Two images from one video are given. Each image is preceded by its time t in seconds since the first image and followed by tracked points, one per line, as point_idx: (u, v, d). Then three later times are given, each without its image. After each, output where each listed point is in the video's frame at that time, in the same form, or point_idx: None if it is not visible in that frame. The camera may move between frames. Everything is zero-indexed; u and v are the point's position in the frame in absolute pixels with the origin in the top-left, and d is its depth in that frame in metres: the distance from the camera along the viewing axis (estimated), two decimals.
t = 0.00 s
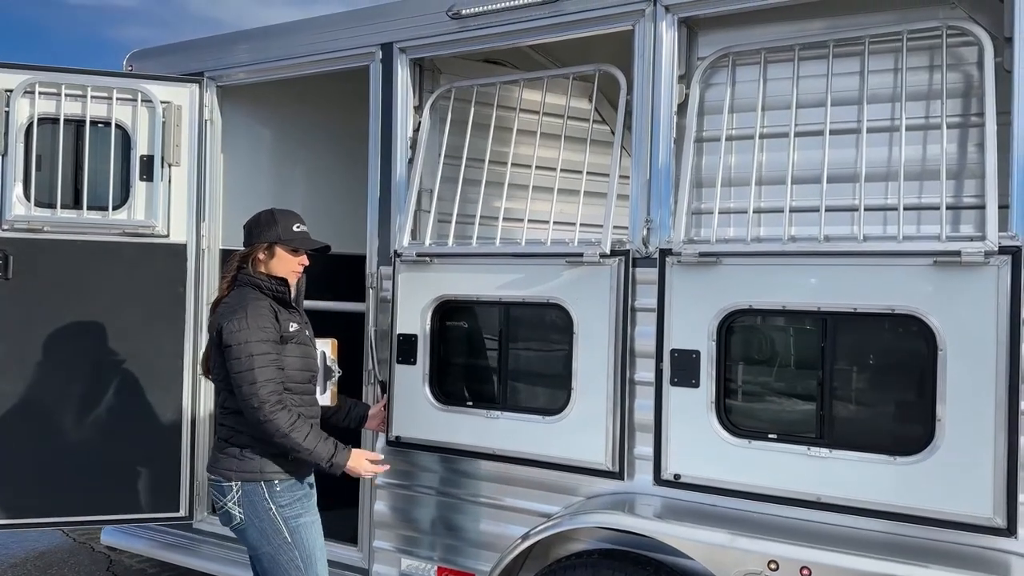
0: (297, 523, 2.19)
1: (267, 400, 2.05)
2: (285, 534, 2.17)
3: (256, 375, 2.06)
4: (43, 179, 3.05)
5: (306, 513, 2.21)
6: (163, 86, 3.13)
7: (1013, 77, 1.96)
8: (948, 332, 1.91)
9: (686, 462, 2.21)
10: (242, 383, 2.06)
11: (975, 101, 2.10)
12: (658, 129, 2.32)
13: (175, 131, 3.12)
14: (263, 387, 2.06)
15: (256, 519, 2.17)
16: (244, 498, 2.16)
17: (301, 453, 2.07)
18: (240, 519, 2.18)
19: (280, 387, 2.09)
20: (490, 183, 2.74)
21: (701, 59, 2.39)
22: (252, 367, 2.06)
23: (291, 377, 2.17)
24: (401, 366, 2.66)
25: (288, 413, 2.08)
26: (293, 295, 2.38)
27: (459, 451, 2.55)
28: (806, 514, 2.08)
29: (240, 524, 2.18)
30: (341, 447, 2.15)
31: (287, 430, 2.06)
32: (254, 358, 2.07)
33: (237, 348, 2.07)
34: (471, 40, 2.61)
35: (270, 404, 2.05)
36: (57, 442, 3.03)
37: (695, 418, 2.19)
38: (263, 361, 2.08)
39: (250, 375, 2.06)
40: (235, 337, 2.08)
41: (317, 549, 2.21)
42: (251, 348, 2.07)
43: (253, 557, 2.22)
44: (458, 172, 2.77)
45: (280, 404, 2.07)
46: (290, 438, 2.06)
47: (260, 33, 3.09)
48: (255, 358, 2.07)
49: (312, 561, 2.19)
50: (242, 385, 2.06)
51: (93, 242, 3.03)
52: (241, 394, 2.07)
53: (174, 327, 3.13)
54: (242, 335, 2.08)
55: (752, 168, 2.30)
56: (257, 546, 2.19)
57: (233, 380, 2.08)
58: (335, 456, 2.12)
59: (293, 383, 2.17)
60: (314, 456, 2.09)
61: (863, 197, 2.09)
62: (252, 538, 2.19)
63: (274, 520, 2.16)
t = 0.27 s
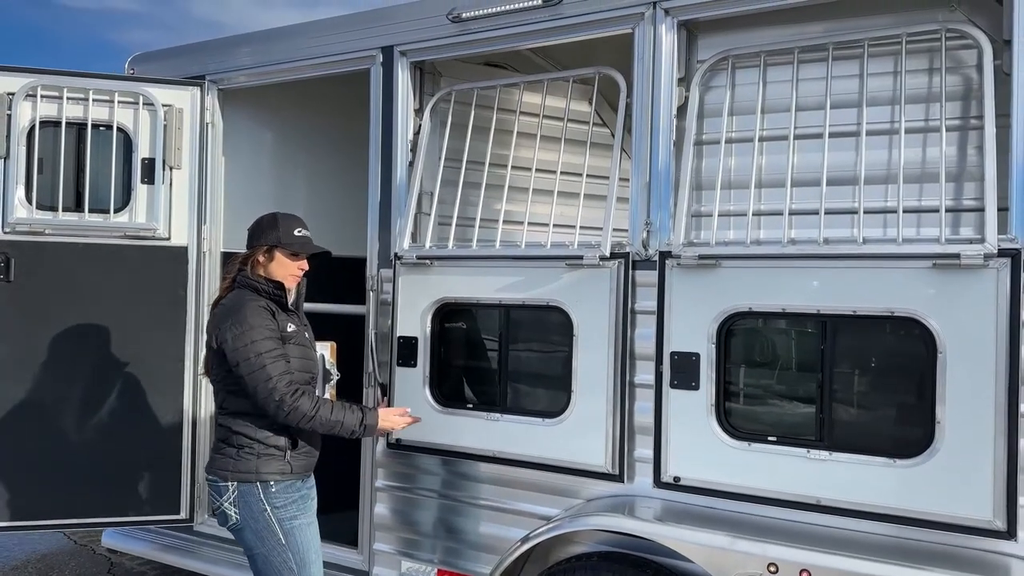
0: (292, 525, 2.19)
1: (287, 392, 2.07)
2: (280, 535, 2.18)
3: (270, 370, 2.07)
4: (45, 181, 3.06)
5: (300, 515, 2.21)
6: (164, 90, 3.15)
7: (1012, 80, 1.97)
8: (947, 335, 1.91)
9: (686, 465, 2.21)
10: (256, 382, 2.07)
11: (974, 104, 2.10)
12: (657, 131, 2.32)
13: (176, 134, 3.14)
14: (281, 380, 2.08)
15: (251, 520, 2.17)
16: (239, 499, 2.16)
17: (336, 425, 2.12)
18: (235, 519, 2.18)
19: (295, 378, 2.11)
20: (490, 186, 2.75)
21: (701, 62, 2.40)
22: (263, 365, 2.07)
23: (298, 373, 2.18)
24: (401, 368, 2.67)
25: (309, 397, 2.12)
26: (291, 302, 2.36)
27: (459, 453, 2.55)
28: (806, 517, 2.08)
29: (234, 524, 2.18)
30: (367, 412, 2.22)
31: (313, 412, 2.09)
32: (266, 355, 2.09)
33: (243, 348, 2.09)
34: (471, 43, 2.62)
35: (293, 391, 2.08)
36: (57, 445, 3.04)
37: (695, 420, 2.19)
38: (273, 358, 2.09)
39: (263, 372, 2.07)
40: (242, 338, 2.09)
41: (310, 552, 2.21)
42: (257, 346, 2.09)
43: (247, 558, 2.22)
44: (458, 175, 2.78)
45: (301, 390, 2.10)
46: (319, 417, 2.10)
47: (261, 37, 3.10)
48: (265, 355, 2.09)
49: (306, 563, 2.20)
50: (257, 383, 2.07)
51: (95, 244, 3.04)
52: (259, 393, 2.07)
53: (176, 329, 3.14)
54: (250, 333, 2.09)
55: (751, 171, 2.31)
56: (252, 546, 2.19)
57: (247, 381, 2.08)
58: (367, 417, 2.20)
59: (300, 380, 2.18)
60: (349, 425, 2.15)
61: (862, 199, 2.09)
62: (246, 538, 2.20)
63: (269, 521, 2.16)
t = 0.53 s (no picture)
0: (297, 528, 2.19)
1: (295, 392, 2.08)
2: (284, 537, 2.17)
3: (278, 371, 2.08)
4: (47, 185, 3.08)
5: (305, 518, 2.21)
6: (166, 93, 3.17)
7: (1013, 82, 1.97)
8: (948, 338, 1.91)
9: (686, 468, 2.21)
10: (264, 382, 2.07)
11: (975, 107, 2.10)
12: (658, 135, 2.32)
13: (178, 138, 3.15)
14: (289, 380, 2.08)
15: (255, 523, 2.17)
16: (244, 502, 2.17)
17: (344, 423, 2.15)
18: (240, 522, 2.19)
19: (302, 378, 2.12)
20: (490, 189, 2.75)
21: (702, 65, 2.40)
22: (271, 365, 2.08)
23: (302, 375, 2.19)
24: (402, 371, 2.67)
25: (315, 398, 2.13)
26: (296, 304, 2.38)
27: (460, 457, 2.55)
28: (807, 521, 2.07)
29: (240, 528, 2.19)
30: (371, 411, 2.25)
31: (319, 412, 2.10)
32: (274, 355, 2.09)
33: (251, 347, 2.09)
34: (472, 47, 2.62)
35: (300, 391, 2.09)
36: (59, 449, 3.04)
37: (696, 424, 2.19)
38: (281, 358, 2.10)
39: (271, 373, 2.07)
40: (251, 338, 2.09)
41: (316, 554, 2.20)
42: (266, 346, 2.09)
43: (253, 562, 2.22)
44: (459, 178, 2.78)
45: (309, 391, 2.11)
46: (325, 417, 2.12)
47: (263, 40, 3.11)
48: (273, 355, 2.09)
49: (311, 565, 2.19)
50: (265, 383, 2.07)
51: (97, 248, 3.05)
52: (266, 394, 2.07)
53: (177, 332, 3.14)
54: (258, 334, 2.10)
55: (752, 174, 2.31)
56: (257, 550, 2.19)
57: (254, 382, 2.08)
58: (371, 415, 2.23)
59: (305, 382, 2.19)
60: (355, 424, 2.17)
61: (862, 202, 2.09)
62: (252, 541, 2.20)
63: (274, 524, 2.17)
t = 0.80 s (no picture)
0: (298, 529, 2.18)
1: (295, 391, 2.08)
2: (286, 539, 2.17)
3: (279, 369, 2.08)
4: (47, 186, 3.08)
5: (306, 518, 2.21)
6: (167, 95, 3.17)
7: (1013, 84, 1.97)
8: (948, 340, 1.91)
9: (686, 470, 2.21)
10: (265, 379, 2.07)
11: (975, 108, 2.10)
12: (658, 136, 2.32)
13: (178, 139, 3.15)
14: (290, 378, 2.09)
15: (256, 526, 2.17)
16: (245, 505, 2.17)
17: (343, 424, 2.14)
18: (242, 526, 2.18)
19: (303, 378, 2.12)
20: (490, 191, 2.75)
21: (702, 67, 2.40)
22: (273, 363, 2.08)
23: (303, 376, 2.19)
24: (402, 373, 2.67)
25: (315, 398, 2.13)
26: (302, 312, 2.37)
27: (460, 458, 2.55)
28: (807, 523, 2.07)
29: (241, 532, 2.18)
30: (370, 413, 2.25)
31: (318, 412, 2.10)
32: (276, 353, 2.09)
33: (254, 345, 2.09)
34: (472, 49, 2.62)
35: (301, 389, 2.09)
36: (59, 451, 3.04)
37: (696, 425, 2.19)
38: (283, 357, 2.10)
39: (273, 370, 2.08)
40: (254, 336, 2.09)
41: (318, 554, 2.20)
42: (270, 344, 2.10)
43: (254, 565, 2.22)
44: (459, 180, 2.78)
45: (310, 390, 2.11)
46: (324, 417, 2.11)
47: (263, 42, 3.11)
48: (275, 353, 2.09)
49: (314, 565, 2.19)
50: (266, 380, 2.07)
51: (97, 249, 3.05)
52: (266, 391, 2.07)
53: (177, 334, 3.15)
54: (261, 332, 2.10)
55: (752, 176, 2.31)
56: (259, 552, 2.18)
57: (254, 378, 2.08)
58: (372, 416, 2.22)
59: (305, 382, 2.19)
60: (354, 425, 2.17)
61: (861, 203, 2.09)
62: (253, 544, 2.19)
63: (276, 526, 2.16)
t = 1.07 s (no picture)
0: (290, 528, 2.18)
1: (289, 389, 2.07)
2: (278, 538, 2.17)
3: (274, 366, 2.07)
4: (47, 188, 3.08)
5: (299, 518, 2.20)
6: (166, 96, 3.17)
7: (1012, 85, 1.97)
8: (947, 341, 1.91)
9: (686, 471, 2.21)
10: (260, 376, 2.07)
11: (974, 109, 2.10)
12: (657, 137, 2.32)
13: (178, 140, 3.16)
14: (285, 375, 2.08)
15: (249, 523, 2.17)
16: (238, 503, 2.16)
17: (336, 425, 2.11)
18: (234, 523, 2.18)
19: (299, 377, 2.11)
20: (490, 192, 2.75)
21: (701, 68, 2.41)
22: (269, 360, 2.08)
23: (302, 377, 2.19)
24: (402, 374, 2.67)
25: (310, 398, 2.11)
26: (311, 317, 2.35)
27: (460, 459, 2.55)
28: (807, 524, 2.07)
29: (234, 528, 2.18)
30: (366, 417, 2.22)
31: (311, 412, 2.08)
32: (273, 349, 2.09)
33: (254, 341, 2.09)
34: (472, 50, 2.62)
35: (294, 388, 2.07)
36: (58, 451, 3.04)
37: (696, 426, 2.19)
38: (281, 354, 2.10)
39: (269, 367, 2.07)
40: (252, 333, 2.10)
41: (310, 555, 2.20)
42: (268, 341, 2.10)
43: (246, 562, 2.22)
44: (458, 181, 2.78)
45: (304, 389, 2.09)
46: (317, 417, 2.09)
47: (263, 43, 3.11)
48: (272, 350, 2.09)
49: (305, 566, 2.18)
50: (261, 376, 2.07)
51: (97, 251, 3.05)
52: (260, 388, 2.07)
53: (177, 335, 3.15)
54: (260, 330, 2.10)
55: (752, 177, 2.31)
56: (251, 550, 2.18)
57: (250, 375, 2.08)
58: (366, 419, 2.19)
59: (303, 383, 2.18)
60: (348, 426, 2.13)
61: (860, 204, 2.09)
62: (246, 542, 2.19)
63: (268, 524, 2.16)
